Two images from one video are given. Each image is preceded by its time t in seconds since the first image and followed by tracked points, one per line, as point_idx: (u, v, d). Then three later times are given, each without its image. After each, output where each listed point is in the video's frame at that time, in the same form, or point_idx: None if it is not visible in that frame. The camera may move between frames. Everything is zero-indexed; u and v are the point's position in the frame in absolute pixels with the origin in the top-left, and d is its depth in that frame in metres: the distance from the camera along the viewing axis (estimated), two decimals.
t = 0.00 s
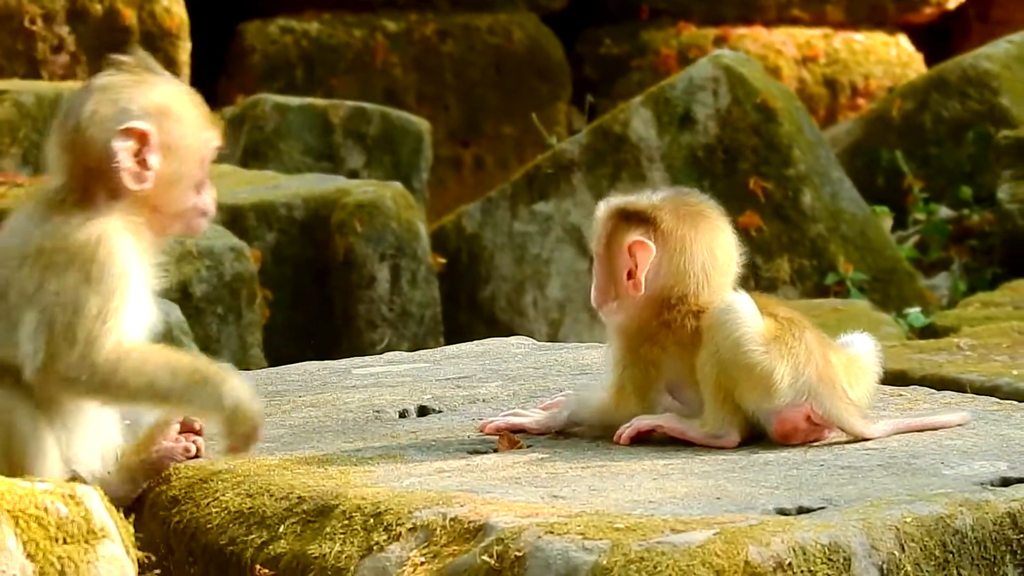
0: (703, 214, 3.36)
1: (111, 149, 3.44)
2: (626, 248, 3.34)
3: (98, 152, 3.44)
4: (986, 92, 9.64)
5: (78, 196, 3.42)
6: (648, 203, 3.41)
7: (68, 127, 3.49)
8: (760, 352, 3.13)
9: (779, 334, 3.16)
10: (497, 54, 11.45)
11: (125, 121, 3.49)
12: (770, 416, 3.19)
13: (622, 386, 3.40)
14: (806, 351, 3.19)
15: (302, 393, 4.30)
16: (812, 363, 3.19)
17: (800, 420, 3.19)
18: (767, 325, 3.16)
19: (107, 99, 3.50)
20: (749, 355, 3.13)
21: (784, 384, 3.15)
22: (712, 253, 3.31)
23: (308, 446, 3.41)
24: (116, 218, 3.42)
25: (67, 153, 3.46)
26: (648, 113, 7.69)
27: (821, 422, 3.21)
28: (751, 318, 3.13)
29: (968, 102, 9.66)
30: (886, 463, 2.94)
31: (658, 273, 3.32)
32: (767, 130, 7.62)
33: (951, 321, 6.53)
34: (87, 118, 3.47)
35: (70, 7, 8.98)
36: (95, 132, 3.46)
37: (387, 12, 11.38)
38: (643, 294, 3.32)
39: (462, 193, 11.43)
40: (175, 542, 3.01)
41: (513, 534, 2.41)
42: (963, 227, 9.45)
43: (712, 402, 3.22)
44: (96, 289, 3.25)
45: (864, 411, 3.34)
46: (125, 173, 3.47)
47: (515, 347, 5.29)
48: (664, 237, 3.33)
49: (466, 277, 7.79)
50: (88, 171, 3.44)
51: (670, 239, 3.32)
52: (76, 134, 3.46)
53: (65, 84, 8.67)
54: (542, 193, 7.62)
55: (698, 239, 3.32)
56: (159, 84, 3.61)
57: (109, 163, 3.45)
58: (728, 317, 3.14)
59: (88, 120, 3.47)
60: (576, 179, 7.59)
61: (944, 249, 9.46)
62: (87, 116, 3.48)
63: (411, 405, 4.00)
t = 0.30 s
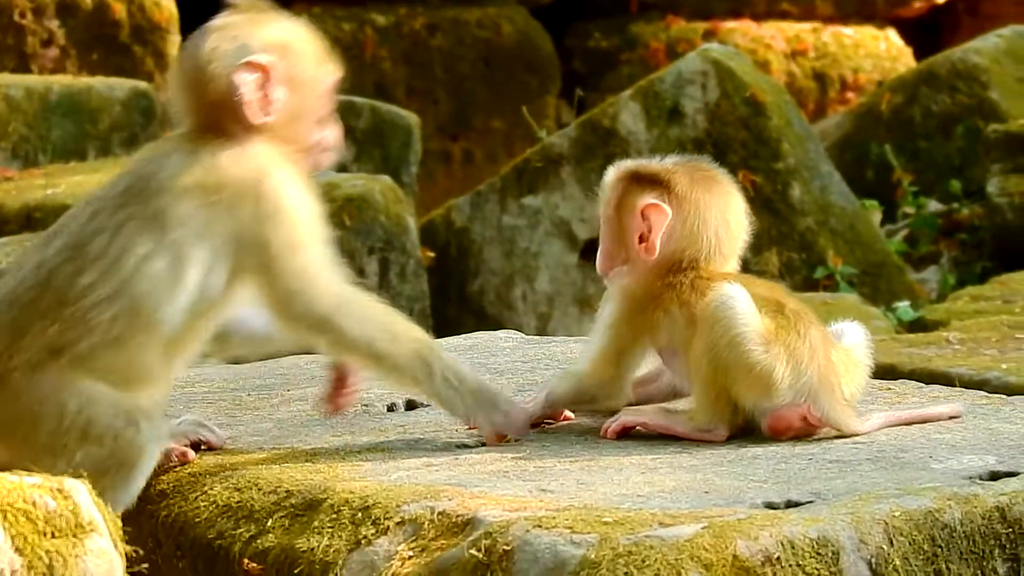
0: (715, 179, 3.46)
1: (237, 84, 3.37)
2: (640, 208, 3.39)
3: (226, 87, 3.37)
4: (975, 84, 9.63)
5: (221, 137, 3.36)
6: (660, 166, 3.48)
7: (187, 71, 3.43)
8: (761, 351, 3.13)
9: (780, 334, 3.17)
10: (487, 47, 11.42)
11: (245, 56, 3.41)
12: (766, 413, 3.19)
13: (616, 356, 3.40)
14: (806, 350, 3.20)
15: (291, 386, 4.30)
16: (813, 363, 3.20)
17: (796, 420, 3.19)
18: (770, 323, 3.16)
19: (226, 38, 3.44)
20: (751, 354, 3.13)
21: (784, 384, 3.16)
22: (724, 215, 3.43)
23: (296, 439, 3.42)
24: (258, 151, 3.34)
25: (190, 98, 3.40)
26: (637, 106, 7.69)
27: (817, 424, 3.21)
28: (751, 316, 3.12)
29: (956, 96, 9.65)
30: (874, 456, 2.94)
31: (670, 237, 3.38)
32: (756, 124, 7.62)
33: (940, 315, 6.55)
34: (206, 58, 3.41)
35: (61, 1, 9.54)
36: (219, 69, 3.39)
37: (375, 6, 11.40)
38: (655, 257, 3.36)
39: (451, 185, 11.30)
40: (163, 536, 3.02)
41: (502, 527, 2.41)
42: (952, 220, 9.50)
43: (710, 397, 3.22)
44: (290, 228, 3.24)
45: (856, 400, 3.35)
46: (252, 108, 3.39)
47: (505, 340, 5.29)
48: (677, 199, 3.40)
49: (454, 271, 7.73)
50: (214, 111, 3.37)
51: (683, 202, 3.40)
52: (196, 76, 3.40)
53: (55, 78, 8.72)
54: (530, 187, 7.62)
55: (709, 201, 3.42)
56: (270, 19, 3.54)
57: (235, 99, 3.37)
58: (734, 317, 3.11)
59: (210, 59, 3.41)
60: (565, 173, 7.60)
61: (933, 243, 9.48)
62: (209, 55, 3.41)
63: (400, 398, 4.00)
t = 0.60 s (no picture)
0: (722, 166, 3.46)
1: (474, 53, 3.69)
2: (649, 199, 3.36)
3: (471, 57, 3.70)
4: (970, 87, 9.66)
5: (447, 77, 3.59)
6: (667, 155, 3.47)
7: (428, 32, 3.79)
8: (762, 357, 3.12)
9: (781, 339, 3.16)
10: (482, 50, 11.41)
11: (491, 30, 3.72)
12: (762, 417, 3.21)
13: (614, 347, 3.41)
14: (805, 353, 3.20)
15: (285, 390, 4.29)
16: (810, 367, 3.21)
17: (792, 425, 3.20)
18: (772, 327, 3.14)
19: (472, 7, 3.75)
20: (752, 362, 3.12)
21: (782, 389, 3.17)
22: (732, 204, 3.43)
23: (291, 444, 3.41)
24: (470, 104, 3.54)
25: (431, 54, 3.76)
26: (631, 108, 7.65)
27: (811, 430, 3.23)
28: (752, 321, 3.10)
29: (951, 97, 9.67)
30: (870, 461, 2.95)
31: (677, 225, 3.37)
32: (750, 125, 7.65)
33: (934, 317, 6.55)
34: (450, 23, 3.75)
35: (55, 4, 9.88)
36: (466, 35, 3.71)
37: (370, 8, 11.38)
38: (664, 246, 3.35)
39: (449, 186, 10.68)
40: (158, 540, 3.00)
41: (497, 532, 2.41)
42: (947, 223, 9.46)
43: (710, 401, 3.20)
44: (488, 189, 3.46)
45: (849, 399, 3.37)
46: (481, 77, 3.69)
47: (498, 343, 5.29)
48: (685, 189, 3.39)
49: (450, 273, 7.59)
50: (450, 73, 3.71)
51: (691, 192, 3.39)
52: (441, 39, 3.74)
53: (50, 81, 8.72)
54: (526, 190, 7.55)
55: (716, 191, 3.42)
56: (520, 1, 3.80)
57: (471, 67, 3.70)
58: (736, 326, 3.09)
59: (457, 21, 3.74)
60: (559, 175, 7.57)
61: (928, 245, 9.49)
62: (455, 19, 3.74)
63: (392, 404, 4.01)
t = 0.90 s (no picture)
0: (716, 175, 3.45)
1: (541, 38, 3.37)
2: (642, 207, 3.36)
3: (538, 39, 3.37)
4: (964, 100, 9.65)
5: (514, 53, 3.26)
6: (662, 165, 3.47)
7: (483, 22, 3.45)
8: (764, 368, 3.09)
9: (782, 353, 3.12)
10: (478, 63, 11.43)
11: (559, 20, 3.41)
12: (766, 430, 3.18)
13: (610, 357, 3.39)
14: (809, 368, 3.16)
15: (281, 402, 4.28)
16: (814, 382, 3.17)
17: (794, 436, 3.20)
18: (772, 338, 3.12)
19: None
20: (754, 373, 3.09)
21: (785, 404, 3.14)
22: (726, 211, 3.41)
23: (288, 456, 3.39)
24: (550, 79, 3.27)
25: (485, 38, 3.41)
26: (627, 121, 7.63)
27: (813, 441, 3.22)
28: (750, 333, 3.09)
29: (947, 110, 9.67)
30: (866, 472, 2.94)
31: (670, 233, 3.37)
32: (745, 138, 7.67)
33: (930, 330, 6.56)
34: (511, 7, 3.42)
35: (51, 17, 9.84)
36: (532, 17, 3.39)
37: (366, 21, 11.40)
38: (657, 254, 3.35)
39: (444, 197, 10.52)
40: (153, 552, 2.96)
41: (493, 543, 2.40)
42: (942, 235, 9.52)
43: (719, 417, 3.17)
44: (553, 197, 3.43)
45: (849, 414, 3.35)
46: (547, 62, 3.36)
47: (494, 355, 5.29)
48: (678, 197, 3.38)
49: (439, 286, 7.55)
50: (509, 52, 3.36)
51: (685, 200, 3.38)
52: (503, 22, 3.40)
53: (46, 94, 8.74)
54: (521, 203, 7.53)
55: (711, 199, 3.40)
56: (578, 5, 3.52)
57: (535, 49, 3.36)
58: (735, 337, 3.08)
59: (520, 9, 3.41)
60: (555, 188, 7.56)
61: (923, 258, 9.52)
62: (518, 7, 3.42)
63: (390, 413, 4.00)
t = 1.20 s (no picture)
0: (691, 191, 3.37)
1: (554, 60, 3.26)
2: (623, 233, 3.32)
3: (551, 59, 3.25)
4: (950, 115, 9.73)
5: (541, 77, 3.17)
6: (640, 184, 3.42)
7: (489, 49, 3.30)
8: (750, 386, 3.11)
9: (767, 372, 3.14)
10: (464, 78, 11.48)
11: (566, 42, 3.31)
12: (752, 448, 3.18)
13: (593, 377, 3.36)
14: (796, 386, 3.18)
15: (266, 417, 4.28)
16: (800, 400, 3.18)
17: (780, 456, 3.20)
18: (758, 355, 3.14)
19: (542, 22, 3.33)
20: (739, 391, 3.11)
21: (771, 422, 3.15)
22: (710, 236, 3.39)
23: (272, 471, 3.39)
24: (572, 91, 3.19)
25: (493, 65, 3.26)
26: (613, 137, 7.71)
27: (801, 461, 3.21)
28: (738, 350, 3.11)
29: (932, 126, 9.75)
30: (850, 487, 2.96)
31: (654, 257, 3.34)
32: (730, 154, 7.70)
33: (915, 345, 6.58)
34: (519, 32, 3.30)
35: (36, 32, 9.86)
36: (541, 41, 3.28)
37: (352, 35, 11.48)
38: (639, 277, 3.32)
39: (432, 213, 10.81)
40: (138, 567, 2.95)
41: (477, 558, 2.41)
42: (928, 250, 9.60)
43: (703, 432, 3.18)
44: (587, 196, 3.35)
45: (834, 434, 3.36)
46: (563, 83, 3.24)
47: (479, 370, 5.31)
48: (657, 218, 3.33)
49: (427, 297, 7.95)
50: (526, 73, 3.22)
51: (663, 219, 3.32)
52: (514, 46, 3.27)
53: (32, 110, 8.75)
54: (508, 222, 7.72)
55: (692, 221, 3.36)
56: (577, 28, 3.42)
57: (551, 70, 3.24)
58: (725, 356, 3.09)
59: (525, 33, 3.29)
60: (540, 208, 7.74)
61: (908, 273, 9.54)
62: (525, 32, 3.30)
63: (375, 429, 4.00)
